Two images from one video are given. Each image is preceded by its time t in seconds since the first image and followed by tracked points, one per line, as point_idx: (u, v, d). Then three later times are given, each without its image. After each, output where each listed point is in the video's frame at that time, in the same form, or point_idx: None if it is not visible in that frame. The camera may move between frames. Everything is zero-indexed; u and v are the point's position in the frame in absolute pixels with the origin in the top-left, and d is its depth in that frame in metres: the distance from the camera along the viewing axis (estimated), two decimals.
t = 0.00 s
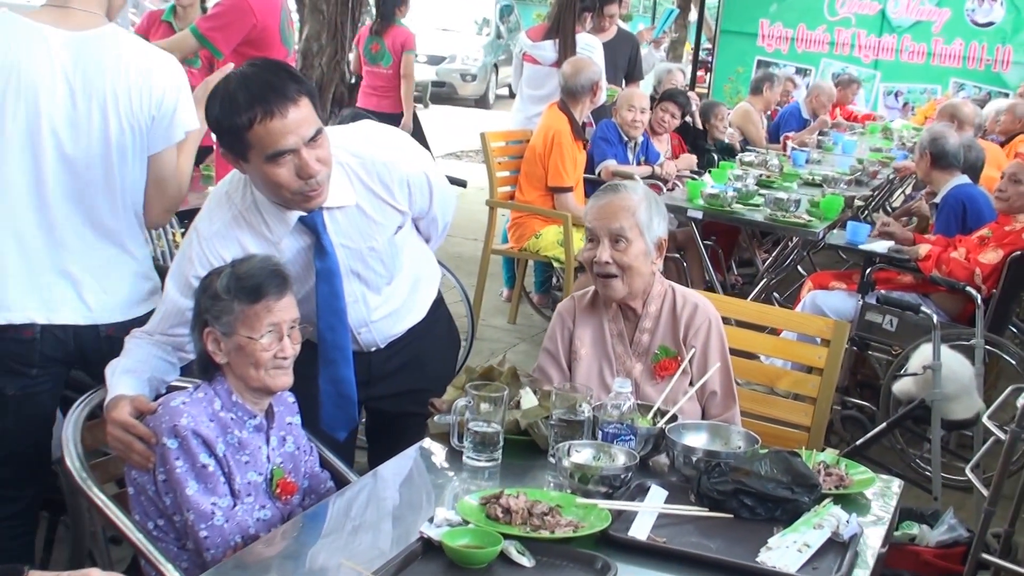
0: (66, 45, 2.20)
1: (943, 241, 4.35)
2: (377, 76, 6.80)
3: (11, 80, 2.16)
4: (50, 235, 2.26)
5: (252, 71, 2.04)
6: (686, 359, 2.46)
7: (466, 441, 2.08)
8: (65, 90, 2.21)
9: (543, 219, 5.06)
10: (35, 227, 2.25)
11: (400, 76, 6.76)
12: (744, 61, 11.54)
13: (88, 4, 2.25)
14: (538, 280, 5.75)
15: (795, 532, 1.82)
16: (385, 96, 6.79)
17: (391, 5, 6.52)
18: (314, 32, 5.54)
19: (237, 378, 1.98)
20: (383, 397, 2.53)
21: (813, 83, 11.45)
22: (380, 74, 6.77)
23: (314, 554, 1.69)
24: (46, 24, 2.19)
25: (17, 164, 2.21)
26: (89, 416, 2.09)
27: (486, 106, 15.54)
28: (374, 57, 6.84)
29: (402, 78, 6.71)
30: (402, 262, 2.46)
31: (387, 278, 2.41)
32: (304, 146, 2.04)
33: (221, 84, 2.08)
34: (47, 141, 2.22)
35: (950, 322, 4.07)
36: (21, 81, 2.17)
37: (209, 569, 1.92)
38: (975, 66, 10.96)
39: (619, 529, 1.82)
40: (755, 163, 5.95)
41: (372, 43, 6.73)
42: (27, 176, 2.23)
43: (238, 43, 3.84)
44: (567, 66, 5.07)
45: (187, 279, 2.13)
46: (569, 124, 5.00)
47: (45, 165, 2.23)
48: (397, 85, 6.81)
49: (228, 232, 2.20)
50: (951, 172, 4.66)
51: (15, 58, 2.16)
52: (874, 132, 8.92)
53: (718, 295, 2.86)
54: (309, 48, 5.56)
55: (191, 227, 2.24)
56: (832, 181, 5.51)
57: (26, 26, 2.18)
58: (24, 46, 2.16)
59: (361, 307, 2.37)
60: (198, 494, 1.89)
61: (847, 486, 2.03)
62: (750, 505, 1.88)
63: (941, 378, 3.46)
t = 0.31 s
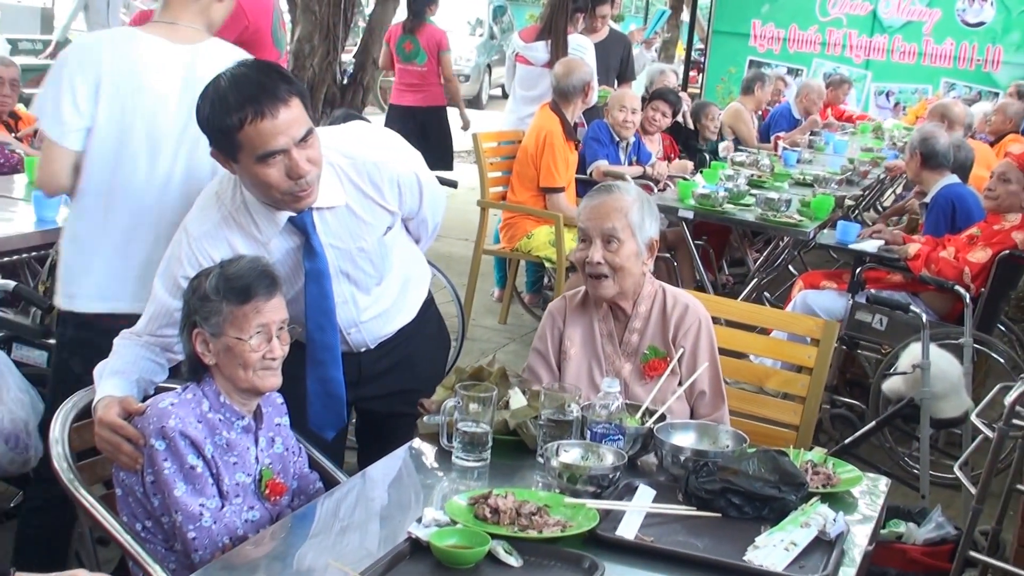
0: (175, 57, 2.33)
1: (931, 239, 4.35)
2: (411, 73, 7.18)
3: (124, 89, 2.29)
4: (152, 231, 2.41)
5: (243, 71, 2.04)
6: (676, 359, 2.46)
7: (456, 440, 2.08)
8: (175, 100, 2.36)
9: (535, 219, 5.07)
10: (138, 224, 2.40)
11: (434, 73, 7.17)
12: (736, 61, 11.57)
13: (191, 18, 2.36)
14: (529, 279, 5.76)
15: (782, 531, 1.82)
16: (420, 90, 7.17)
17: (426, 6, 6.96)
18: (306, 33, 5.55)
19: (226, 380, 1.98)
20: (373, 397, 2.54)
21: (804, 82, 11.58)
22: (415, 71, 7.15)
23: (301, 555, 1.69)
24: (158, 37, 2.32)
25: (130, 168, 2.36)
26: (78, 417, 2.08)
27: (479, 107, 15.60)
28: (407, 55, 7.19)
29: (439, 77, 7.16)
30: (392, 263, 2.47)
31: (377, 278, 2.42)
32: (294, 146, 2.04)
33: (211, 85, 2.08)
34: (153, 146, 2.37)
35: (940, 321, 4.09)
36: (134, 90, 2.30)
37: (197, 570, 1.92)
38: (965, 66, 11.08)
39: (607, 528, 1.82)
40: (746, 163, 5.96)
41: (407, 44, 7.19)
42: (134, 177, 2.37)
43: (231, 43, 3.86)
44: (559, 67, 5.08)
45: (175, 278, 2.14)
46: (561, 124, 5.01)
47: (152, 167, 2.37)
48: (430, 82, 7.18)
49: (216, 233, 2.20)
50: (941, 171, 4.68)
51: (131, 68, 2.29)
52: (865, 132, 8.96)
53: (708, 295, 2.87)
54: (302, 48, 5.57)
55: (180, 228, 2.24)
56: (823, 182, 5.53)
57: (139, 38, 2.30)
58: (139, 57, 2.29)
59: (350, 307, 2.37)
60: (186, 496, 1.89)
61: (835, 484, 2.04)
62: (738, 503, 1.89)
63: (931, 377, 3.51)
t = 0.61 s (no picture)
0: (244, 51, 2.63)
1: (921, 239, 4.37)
2: (432, 77, 7.23)
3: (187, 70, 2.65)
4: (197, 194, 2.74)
5: (233, 70, 2.03)
6: (667, 359, 2.46)
7: (446, 441, 2.08)
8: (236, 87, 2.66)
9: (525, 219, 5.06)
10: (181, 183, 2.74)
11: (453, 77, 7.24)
12: (726, 61, 11.65)
13: (268, 23, 2.65)
14: (519, 279, 5.76)
15: (773, 530, 1.82)
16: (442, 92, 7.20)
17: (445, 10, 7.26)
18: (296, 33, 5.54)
19: (216, 380, 1.97)
20: (363, 397, 2.53)
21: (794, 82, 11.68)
22: (436, 75, 7.21)
23: (290, 556, 1.68)
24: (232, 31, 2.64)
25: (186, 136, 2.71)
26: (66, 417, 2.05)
27: (469, 106, 15.63)
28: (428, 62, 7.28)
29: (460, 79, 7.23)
30: (382, 262, 2.46)
31: (367, 277, 2.41)
32: (284, 145, 2.03)
33: (201, 84, 2.07)
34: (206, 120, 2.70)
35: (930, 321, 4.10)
36: (200, 72, 2.65)
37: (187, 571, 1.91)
38: (954, 66, 11.25)
39: (598, 528, 1.82)
40: (737, 163, 5.98)
41: (429, 50, 7.30)
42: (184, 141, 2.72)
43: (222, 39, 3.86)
44: (549, 67, 5.08)
45: (165, 276, 2.13)
46: (551, 124, 5.00)
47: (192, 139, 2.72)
48: (452, 85, 7.23)
49: (206, 232, 2.18)
50: (931, 172, 4.70)
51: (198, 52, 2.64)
52: (855, 132, 9.01)
53: (698, 294, 2.87)
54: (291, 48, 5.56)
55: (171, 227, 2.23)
56: (813, 182, 5.54)
57: (216, 29, 2.65)
58: (208, 44, 2.63)
59: (341, 307, 2.36)
60: (177, 495, 1.88)
61: (825, 484, 2.04)
62: (728, 503, 1.89)
63: (921, 377, 3.52)
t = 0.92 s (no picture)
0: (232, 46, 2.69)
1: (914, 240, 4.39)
2: (446, 74, 7.24)
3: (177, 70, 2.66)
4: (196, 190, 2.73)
5: (225, 69, 2.03)
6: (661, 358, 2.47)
7: (438, 440, 2.08)
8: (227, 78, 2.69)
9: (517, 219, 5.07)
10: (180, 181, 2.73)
11: (469, 74, 7.20)
12: (717, 61, 11.71)
13: (252, 20, 2.73)
14: (511, 279, 5.76)
15: (765, 531, 1.83)
16: (455, 90, 7.21)
17: (463, 10, 7.22)
18: (287, 33, 5.53)
19: (209, 380, 1.96)
20: (355, 397, 2.53)
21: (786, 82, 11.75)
22: (450, 71, 7.20)
23: (282, 556, 1.68)
24: (218, 29, 2.69)
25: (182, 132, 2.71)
26: (58, 418, 2.03)
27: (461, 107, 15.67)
28: (443, 58, 7.30)
29: (473, 76, 7.21)
30: (374, 262, 2.46)
31: (359, 276, 2.41)
32: (276, 145, 2.03)
33: (193, 83, 2.06)
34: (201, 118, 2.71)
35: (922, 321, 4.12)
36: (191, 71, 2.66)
37: (179, 571, 1.91)
38: (946, 67, 11.34)
39: (590, 528, 1.82)
40: (728, 163, 6.00)
41: (445, 47, 7.31)
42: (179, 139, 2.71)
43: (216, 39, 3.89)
44: (541, 67, 5.08)
45: (157, 275, 2.12)
46: (543, 124, 5.01)
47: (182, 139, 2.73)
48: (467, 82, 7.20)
49: (198, 232, 2.18)
50: (923, 172, 4.71)
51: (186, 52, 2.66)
52: (846, 133, 9.04)
53: (690, 295, 2.88)
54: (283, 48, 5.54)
55: (162, 226, 2.23)
56: (804, 182, 5.56)
57: (203, 28, 2.68)
58: (197, 44, 2.66)
59: (333, 306, 2.36)
60: (169, 495, 1.88)
61: (817, 485, 2.05)
62: (721, 504, 1.89)
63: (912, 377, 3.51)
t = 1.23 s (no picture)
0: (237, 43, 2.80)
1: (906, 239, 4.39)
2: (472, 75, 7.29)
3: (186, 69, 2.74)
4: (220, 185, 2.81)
5: (219, 68, 2.03)
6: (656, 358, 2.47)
7: (433, 440, 2.07)
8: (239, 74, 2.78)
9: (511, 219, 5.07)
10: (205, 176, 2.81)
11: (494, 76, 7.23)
12: (711, 61, 11.75)
13: (243, 17, 2.84)
14: (505, 279, 5.76)
15: (759, 530, 1.83)
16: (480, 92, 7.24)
17: (490, 14, 7.29)
18: (280, 32, 5.51)
19: (203, 380, 1.96)
20: (349, 397, 2.52)
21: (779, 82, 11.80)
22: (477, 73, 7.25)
23: (276, 556, 1.68)
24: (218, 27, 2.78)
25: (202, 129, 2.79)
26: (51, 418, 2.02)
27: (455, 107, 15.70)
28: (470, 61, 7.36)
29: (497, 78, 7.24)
30: (368, 261, 2.45)
31: (353, 276, 2.40)
32: (270, 144, 2.03)
33: (187, 81, 2.06)
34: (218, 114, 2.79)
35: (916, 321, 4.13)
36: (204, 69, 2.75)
37: (172, 571, 1.89)
38: (939, 67, 11.38)
39: (585, 528, 1.82)
40: (722, 163, 6.01)
41: (472, 49, 7.36)
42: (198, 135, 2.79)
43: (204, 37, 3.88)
44: (534, 67, 5.08)
45: (152, 275, 2.12)
46: (537, 124, 5.01)
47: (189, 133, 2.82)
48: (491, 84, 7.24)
49: (193, 232, 2.18)
50: (917, 173, 4.72)
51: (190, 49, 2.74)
52: (840, 132, 9.07)
53: (685, 295, 2.88)
54: (276, 47, 5.53)
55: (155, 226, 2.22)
56: (798, 182, 5.57)
57: (205, 26, 2.77)
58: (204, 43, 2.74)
59: (327, 306, 2.36)
60: (163, 496, 1.87)
61: (811, 484, 2.05)
62: (716, 504, 1.89)
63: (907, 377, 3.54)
